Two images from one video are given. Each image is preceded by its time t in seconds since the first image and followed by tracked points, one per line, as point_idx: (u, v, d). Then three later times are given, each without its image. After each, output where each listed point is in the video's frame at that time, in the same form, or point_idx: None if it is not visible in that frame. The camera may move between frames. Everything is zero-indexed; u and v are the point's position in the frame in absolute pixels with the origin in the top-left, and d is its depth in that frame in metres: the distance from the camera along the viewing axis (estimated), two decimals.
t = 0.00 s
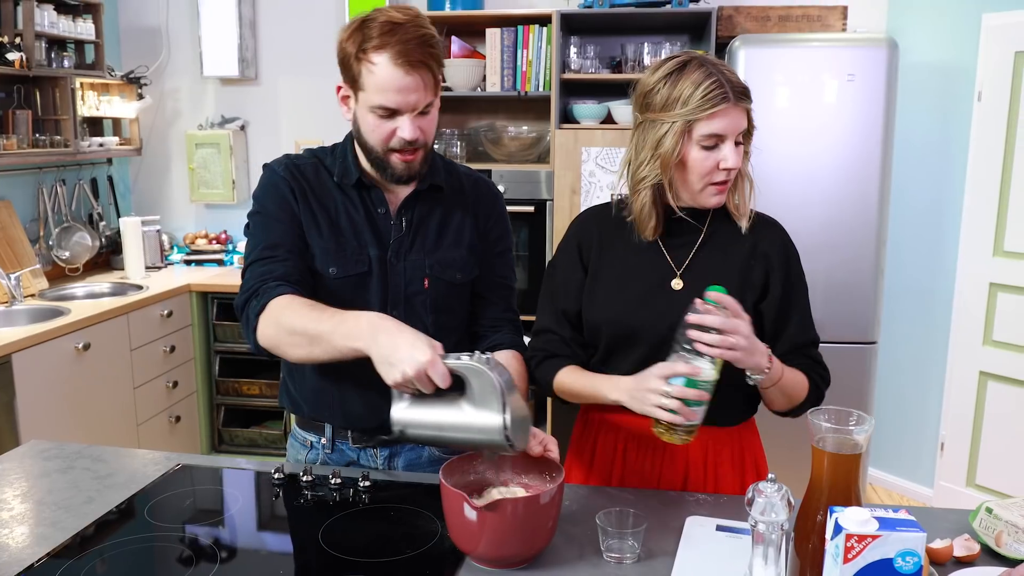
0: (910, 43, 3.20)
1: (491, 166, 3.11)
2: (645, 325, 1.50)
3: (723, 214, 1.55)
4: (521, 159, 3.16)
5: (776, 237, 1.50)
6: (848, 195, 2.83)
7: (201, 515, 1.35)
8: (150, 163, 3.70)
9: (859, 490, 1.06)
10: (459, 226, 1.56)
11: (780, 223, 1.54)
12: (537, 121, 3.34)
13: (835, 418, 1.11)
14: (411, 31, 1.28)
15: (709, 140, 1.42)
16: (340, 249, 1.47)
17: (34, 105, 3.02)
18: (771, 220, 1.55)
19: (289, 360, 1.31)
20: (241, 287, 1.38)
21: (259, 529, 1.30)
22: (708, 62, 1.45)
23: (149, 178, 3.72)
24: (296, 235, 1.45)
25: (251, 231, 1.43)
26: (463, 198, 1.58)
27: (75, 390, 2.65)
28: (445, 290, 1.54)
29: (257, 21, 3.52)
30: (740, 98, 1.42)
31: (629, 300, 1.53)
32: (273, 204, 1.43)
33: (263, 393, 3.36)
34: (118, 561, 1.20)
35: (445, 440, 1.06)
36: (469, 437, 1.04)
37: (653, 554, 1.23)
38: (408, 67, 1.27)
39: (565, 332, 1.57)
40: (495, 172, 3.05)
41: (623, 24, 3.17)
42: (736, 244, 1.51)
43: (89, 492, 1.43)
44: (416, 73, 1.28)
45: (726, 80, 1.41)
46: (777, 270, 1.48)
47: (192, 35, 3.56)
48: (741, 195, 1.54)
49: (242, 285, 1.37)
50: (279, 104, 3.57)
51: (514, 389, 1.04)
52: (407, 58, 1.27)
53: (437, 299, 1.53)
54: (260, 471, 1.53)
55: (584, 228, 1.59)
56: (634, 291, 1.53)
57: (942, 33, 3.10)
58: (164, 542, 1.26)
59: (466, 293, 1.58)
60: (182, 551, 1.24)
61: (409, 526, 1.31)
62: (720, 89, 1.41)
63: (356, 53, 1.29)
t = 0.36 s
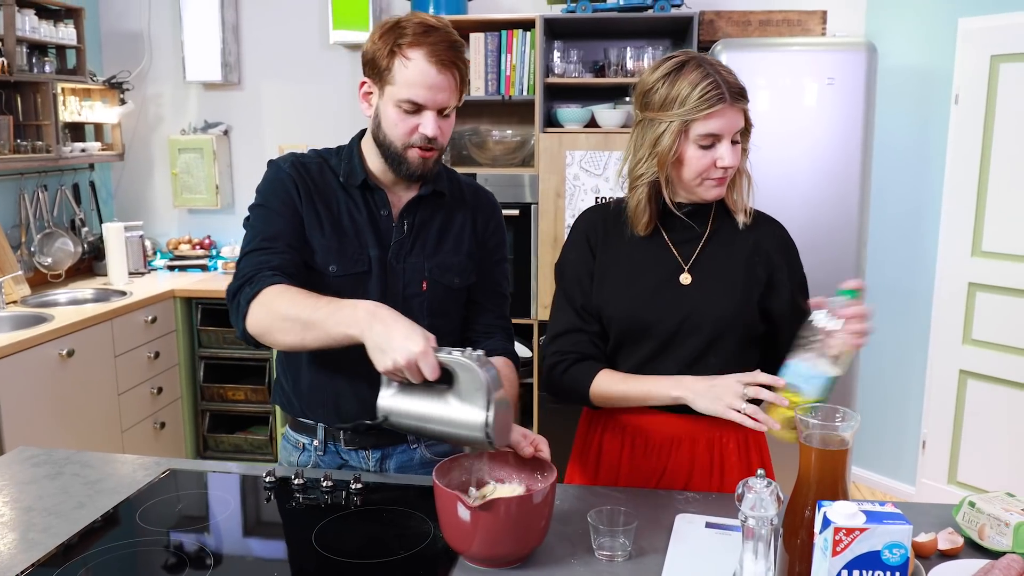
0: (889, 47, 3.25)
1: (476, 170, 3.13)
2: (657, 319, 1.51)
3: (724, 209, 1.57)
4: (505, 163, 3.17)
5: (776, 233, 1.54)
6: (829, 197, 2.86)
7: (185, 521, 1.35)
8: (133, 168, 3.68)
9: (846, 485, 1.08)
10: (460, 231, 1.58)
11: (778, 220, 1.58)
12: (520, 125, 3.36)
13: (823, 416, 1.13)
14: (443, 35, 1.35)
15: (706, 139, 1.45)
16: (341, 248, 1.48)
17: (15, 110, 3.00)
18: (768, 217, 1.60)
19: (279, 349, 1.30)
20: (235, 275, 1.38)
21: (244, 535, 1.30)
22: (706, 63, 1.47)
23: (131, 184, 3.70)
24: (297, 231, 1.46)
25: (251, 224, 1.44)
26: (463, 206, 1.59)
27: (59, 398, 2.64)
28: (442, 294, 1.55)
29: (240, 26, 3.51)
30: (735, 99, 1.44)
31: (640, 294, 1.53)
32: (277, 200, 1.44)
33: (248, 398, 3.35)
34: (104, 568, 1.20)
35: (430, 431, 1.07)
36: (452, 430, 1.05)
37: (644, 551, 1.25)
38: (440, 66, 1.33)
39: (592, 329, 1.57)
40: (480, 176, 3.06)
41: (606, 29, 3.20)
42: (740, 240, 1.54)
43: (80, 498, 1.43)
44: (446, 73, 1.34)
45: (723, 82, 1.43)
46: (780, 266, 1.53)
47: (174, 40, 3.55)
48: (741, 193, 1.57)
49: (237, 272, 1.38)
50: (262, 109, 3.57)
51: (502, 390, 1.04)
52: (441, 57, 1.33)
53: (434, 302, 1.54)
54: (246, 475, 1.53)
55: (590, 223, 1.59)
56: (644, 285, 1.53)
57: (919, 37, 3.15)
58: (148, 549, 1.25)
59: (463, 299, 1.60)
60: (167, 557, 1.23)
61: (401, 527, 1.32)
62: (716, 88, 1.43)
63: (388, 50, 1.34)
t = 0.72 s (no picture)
0: (879, 49, 3.28)
1: (470, 170, 3.14)
2: (671, 319, 1.53)
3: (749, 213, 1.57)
4: (499, 163, 3.19)
5: (800, 236, 1.53)
6: (821, 197, 2.89)
7: (178, 522, 1.35)
8: (126, 168, 3.68)
9: (842, 480, 1.10)
10: (461, 230, 1.59)
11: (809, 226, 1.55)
12: (514, 126, 3.38)
13: (818, 412, 1.14)
14: (424, 17, 1.43)
15: (722, 144, 1.46)
16: (342, 245, 1.49)
17: (9, 110, 2.99)
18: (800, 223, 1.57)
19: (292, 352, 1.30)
20: (248, 278, 1.40)
21: (238, 535, 1.30)
22: (728, 68, 1.48)
23: (124, 185, 3.69)
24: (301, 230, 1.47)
25: (259, 227, 1.46)
26: (463, 205, 1.60)
27: (54, 398, 2.63)
28: (442, 292, 1.56)
29: (233, 27, 3.52)
30: (755, 105, 1.45)
31: (656, 294, 1.56)
32: (282, 202, 1.46)
33: (243, 398, 3.35)
34: (98, 568, 1.20)
35: (448, 436, 1.04)
36: (470, 433, 1.02)
37: (643, 547, 1.27)
38: (416, 37, 1.39)
39: (583, 328, 1.64)
40: (474, 177, 3.08)
41: (599, 30, 3.22)
42: (761, 242, 1.54)
43: (81, 496, 1.43)
44: (422, 44, 1.40)
45: (742, 88, 1.45)
46: (805, 272, 1.50)
47: (167, 41, 3.55)
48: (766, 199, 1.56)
49: (250, 276, 1.39)
50: (256, 110, 3.57)
51: (518, 392, 1.01)
52: (417, 30, 1.40)
53: (433, 299, 1.55)
54: (241, 474, 1.54)
55: (611, 229, 1.65)
56: (661, 285, 1.56)
57: (908, 39, 3.18)
58: (142, 550, 1.25)
59: (462, 296, 1.60)
60: (160, 557, 1.23)
61: (401, 523, 1.33)
62: (734, 95, 1.44)
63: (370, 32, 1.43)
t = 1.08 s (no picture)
0: (882, 49, 3.29)
1: (474, 173, 3.15)
2: (687, 324, 1.52)
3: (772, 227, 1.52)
4: (504, 166, 3.20)
5: (829, 251, 1.46)
6: (825, 197, 2.90)
7: (187, 524, 1.35)
8: (132, 173, 3.70)
9: (848, 475, 1.11)
10: (466, 230, 1.61)
11: (837, 239, 1.48)
12: (517, 128, 3.39)
13: (825, 409, 1.15)
14: (453, 37, 1.43)
15: (695, 145, 1.45)
16: (349, 247, 1.51)
17: (17, 117, 3.01)
18: (831, 234, 1.50)
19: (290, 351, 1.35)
20: (249, 279, 1.42)
21: (247, 537, 1.30)
22: (723, 74, 1.44)
23: (131, 189, 3.71)
24: (306, 234, 1.49)
25: (263, 230, 1.47)
26: (468, 206, 1.63)
27: (63, 402, 2.65)
28: (449, 291, 1.58)
29: (238, 33, 3.54)
30: (722, 110, 1.40)
31: (676, 299, 1.56)
32: (287, 205, 1.48)
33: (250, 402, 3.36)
34: (107, 570, 1.21)
35: (437, 426, 1.13)
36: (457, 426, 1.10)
37: (650, 545, 1.28)
38: (449, 65, 1.41)
39: (612, 327, 1.67)
40: (479, 179, 3.09)
41: (601, 32, 3.23)
42: (781, 252, 1.49)
43: (94, 497, 1.45)
44: (454, 73, 1.41)
45: (715, 92, 1.41)
46: (827, 285, 1.44)
47: (173, 46, 3.57)
48: (771, 218, 1.46)
49: (249, 276, 1.42)
50: (261, 114, 3.59)
51: (507, 388, 1.09)
52: (450, 59, 1.41)
53: (440, 299, 1.57)
54: (251, 475, 1.56)
55: (641, 233, 1.67)
56: (681, 291, 1.56)
57: (911, 38, 3.19)
58: (152, 552, 1.26)
59: (468, 295, 1.63)
60: (169, 560, 1.24)
61: (411, 523, 1.35)
62: (704, 96, 1.43)
63: (399, 49, 1.42)
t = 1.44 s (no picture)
0: (903, 51, 3.26)
1: (492, 177, 3.16)
2: (702, 329, 1.49)
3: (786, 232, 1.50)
4: (521, 170, 3.21)
5: (844, 252, 1.44)
6: (845, 201, 2.88)
7: (208, 525, 1.37)
8: (156, 178, 3.75)
9: (855, 482, 1.10)
10: (476, 235, 1.62)
11: (853, 242, 1.45)
12: (535, 132, 3.40)
13: (831, 415, 1.14)
14: (471, 47, 1.44)
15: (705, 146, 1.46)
16: (358, 252, 1.53)
17: (43, 123, 3.07)
18: (848, 238, 1.47)
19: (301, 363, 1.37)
20: (260, 287, 1.44)
21: (268, 539, 1.32)
22: (734, 77, 1.45)
23: (154, 193, 3.76)
24: (318, 240, 1.51)
25: (274, 236, 1.50)
26: (479, 211, 1.64)
27: (87, 403, 2.70)
28: (459, 296, 1.59)
29: (259, 38, 3.58)
30: (731, 110, 1.41)
31: (692, 304, 1.52)
32: (299, 211, 1.51)
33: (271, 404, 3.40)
34: (129, 570, 1.23)
35: (449, 444, 1.10)
36: (469, 441, 1.08)
37: (658, 551, 1.28)
38: (466, 75, 1.42)
39: (634, 335, 1.62)
40: (497, 183, 3.10)
41: (619, 36, 3.23)
42: (797, 255, 1.46)
43: (110, 497, 1.48)
44: (471, 83, 1.43)
45: (724, 92, 1.43)
46: (844, 289, 1.41)
47: (195, 52, 3.62)
48: (782, 222, 1.45)
49: (262, 286, 1.43)
50: (282, 119, 3.63)
51: (511, 399, 1.07)
52: (468, 68, 1.42)
53: (450, 304, 1.58)
54: (269, 475, 1.58)
55: (659, 239, 1.64)
56: (697, 296, 1.53)
57: (932, 40, 3.16)
58: (174, 553, 1.27)
59: (478, 301, 1.63)
60: (192, 561, 1.25)
61: (421, 526, 1.36)
62: (715, 97, 1.45)
63: (417, 57, 1.43)
